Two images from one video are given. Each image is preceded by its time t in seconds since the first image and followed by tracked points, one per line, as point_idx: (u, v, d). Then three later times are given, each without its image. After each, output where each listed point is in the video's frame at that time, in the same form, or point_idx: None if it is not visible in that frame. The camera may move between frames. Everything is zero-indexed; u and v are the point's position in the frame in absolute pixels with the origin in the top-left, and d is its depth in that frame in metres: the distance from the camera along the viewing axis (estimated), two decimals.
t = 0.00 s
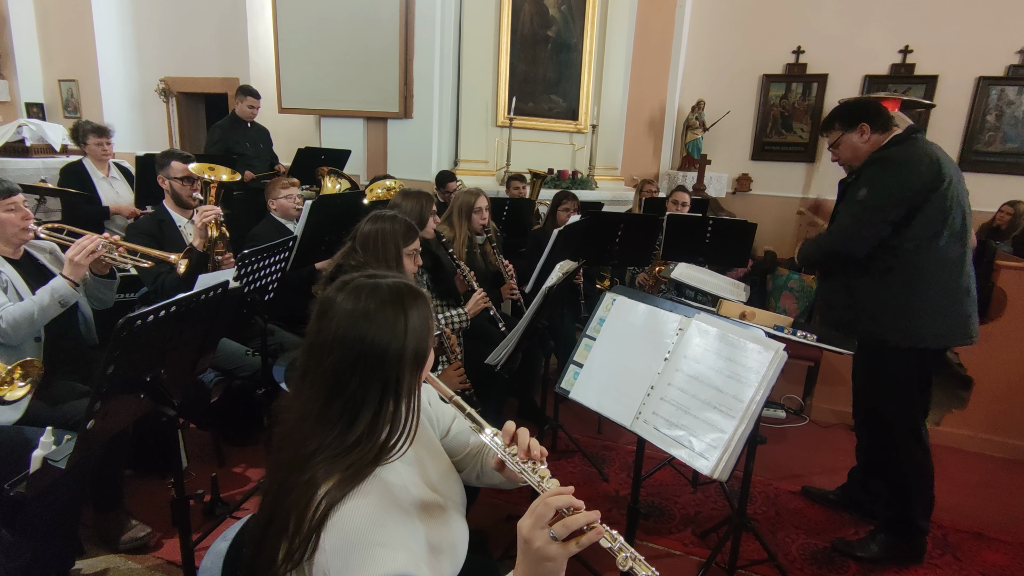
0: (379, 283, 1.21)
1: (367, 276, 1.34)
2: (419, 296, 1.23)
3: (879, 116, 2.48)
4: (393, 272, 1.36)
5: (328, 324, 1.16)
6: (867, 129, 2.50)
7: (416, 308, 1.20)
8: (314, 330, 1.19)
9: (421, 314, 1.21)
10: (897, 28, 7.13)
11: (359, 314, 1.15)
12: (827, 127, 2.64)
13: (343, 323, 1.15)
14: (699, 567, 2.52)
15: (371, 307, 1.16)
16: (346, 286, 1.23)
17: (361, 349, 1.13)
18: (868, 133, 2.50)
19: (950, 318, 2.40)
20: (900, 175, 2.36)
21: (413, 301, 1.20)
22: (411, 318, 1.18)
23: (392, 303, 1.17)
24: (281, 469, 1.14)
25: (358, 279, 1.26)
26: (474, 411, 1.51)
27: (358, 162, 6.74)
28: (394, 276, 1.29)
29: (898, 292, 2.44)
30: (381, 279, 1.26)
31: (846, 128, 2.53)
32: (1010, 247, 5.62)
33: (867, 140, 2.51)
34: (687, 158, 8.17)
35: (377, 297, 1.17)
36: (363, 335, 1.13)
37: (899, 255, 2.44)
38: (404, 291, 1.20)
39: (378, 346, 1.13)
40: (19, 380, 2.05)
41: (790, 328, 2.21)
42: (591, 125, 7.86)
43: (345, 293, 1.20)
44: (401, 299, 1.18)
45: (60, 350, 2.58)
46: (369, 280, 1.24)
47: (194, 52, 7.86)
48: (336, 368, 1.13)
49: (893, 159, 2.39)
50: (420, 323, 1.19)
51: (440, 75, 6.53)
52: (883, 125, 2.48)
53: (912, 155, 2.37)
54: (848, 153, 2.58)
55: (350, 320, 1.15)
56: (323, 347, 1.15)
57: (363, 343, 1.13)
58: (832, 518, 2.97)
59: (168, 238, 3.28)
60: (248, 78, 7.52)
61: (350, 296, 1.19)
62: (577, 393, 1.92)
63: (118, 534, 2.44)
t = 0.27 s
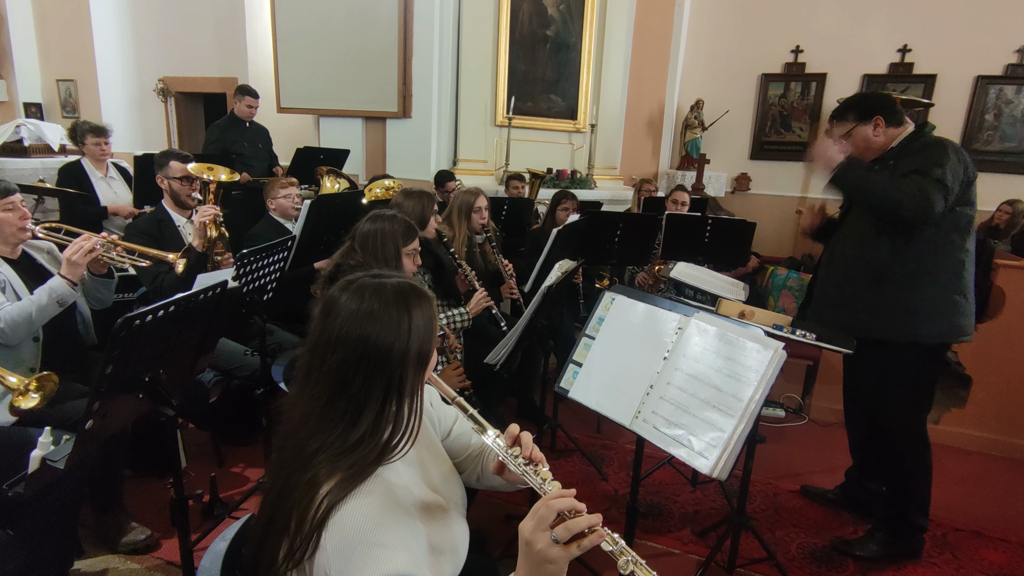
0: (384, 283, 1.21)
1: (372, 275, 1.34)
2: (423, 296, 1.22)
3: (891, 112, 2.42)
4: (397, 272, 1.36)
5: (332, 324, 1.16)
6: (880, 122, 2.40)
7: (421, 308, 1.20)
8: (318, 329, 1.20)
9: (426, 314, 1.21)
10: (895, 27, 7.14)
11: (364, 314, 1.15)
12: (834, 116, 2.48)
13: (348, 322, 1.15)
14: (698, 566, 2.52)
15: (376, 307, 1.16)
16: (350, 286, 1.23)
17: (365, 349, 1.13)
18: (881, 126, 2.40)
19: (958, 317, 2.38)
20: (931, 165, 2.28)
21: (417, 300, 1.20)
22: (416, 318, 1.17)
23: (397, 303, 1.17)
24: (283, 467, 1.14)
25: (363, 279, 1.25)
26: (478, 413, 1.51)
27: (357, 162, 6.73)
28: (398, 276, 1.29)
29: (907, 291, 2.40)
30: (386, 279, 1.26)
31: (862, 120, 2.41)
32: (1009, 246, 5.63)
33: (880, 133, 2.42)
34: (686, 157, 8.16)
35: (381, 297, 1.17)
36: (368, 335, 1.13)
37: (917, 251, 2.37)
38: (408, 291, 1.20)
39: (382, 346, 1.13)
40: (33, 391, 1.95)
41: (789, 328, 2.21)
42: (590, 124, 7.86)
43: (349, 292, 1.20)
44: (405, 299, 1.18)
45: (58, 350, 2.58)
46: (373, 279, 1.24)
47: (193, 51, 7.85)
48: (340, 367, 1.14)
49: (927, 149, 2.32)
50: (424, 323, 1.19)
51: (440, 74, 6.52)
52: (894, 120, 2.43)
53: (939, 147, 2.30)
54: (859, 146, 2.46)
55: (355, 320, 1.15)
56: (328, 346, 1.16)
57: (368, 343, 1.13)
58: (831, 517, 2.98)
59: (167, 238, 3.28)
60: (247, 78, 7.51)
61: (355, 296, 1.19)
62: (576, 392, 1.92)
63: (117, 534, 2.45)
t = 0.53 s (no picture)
0: (384, 283, 1.21)
1: (372, 275, 1.33)
2: (423, 297, 1.22)
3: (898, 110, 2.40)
4: (398, 272, 1.36)
5: (332, 324, 1.17)
6: (885, 122, 2.42)
7: (420, 307, 1.20)
8: (318, 330, 1.20)
9: (426, 314, 1.21)
10: (895, 26, 7.14)
11: (364, 314, 1.15)
12: (841, 116, 2.54)
13: (348, 323, 1.15)
14: (698, 565, 2.52)
15: (376, 307, 1.16)
16: (350, 286, 1.23)
17: (365, 349, 1.13)
18: (886, 126, 2.42)
19: (964, 320, 2.38)
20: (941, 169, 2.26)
21: (417, 300, 1.20)
22: (416, 318, 1.17)
23: (396, 303, 1.17)
24: (284, 468, 1.14)
25: (363, 279, 1.25)
26: (477, 412, 1.51)
27: (357, 162, 6.73)
28: (398, 276, 1.29)
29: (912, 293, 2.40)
30: (386, 279, 1.26)
31: (865, 118, 2.43)
32: (1009, 245, 5.62)
33: (883, 133, 2.43)
34: (686, 157, 8.16)
35: (382, 296, 1.17)
36: (367, 335, 1.14)
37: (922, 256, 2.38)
38: (408, 292, 1.20)
39: (382, 346, 1.13)
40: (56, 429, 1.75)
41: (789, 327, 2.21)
42: (590, 124, 7.86)
43: (349, 292, 1.20)
44: (405, 299, 1.18)
45: (59, 351, 2.58)
46: (373, 279, 1.24)
47: (192, 51, 7.85)
48: (340, 367, 1.14)
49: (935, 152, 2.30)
50: (424, 323, 1.19)
51: (439, 74, 6.52)
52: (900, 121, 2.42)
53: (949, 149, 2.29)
54: (861, 145, 2.50)
55: (354, 320, 1.15)
56: (328, 346, 1.16)
57: (367, 344, 1.13)
58: (831, 517, 2.98)
59: (167, 238, 3.28)
60: (246, 78, 7.51)
61: (355, 295, 1.19)
62: (576, 392, 1.92)
63: (117, 535, 2.45)
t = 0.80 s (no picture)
0: (383, 283, 1.21)
1: (371, 275, 1.33)
2: (422, 296, 1.22)
3: (922, 107, 2.40)
4: (397, 272, 1.35)
5: (331, 324, 1.16)
6: (907, 117, 2.42)
7: (419, 307, 1.20)
8: (317, 330, 1.20)
9: (425, 313, 1.20)
10: (896, 25, 7.12)
11: (362, 314, 1.15)
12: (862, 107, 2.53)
13: (346, 322, 1.14)
14: (699, 565, 2.52)
15: (375, 306, 1.15)
16: (349, 286, 1.23)
17: (364, 349, 1.13)
18: (906, 122, 2.42)
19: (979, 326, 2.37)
20: (941, 176, 2.27)
21: (416, 299, 1.20)
22: (415, 317, 1.17)
23: (395, 302, 1.17)
24: (285, 468, 1.14)
25: (362, 279, 1.25)
26: (477, 410, 1.51)
27: (357, 162, 6.73)
28: (397, 276, 1.28)
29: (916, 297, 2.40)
30: (384, 278, 1.25)
31: (887, 112, 2.43)
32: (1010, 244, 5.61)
33: (904, 130, 2.44)
34: (687, 156, 8.15)
35: (380, 296, 1.17)
36: (366, 334, 1.13)
37: (936, 263, 2.37)
38: (407, 291, 1.20)
39: (381, 345, 1.13)
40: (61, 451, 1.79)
41: (789, 326, 2.21)
42: (590, 123, 7.85)
43: (348, 292, 1.19)
44: (404, 298, 1.18)
45: (59, 351, 2.58)
46: (373, 279, 1.24)
47: (192, 51, 7.85)
48: (339, 367, 1.14)
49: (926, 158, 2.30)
50: (423, 322, 1.18)
51: (439, 73, 6.51)
52: (922, 118, 2.42)
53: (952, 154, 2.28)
54: (879, 139, 2.50)
55: (353, 319, 1.14)
56: (327, 346, 1.16)
57: (366, 343, 1.13)
58: (832, 516, 2.97)
59: (168, 238, 3.27)
60: (246, 78, 7.51)
61: (353, 295, 1.18)
62: (576, 392, 1.91)
63: (117, 535, 2.44)
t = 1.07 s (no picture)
0: (385, 282, 1.20)
1: (372, 274, 1.33)
2: (424, 295, 1.22)
3: (965, 101, 2.32)
4: (399, 271, 1.35)
5: (333, 323, 1.16)
6: (948, 112, 2.35)
7: (421, 306, 1.19)
8: (319, 328, 1.19)
9: (427, 312, 1.20)
10: (897, 24, 7.12)
11: (364, 312, 1.14)
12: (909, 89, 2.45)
13: (348, 321, 1.14)
14: (701, 565, 2.51)
15: (377, 305, 1.15)
16: (350, 285, 1.22)
17: (366, 347, 1.12)
18: (945, 117, 2.36)
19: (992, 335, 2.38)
20: (977, 181, 2.20)
21: (418, 298, 1.19)
22: (416, 316, 1.17)
23: (397, 301, 1.16)
24: (286, 466, 1.13)
25: (363, 278, 1.24)
26: (478, 407, 1.51)
27: (358, 161, 6.73)
28: (398, 275, 1.28)
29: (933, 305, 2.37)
30: (386, 277, 1.25)
31: (930, 100, 2.36)
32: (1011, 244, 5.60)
33: (941, 122, 2.37)
34: (687, 156, 8.14)
35: (382, 294, 1.17)
36: (368, 333, 1.13)
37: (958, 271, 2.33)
38: (409, 290, 1.19)
39: (383, 344, 1.13)
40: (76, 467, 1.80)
41: (791, 326, 2.20)
42: (591, 123, 7.85)
43: (349, 291, 1.19)
44: (406, 297, 1.17)
45: (59, 351, 2.58)
46: (374, 278, 1.23)
47: (192, 51, 7.85)
48: (341, 365, 1.13)
49: (961, 160, 2.23)
50: (425, 321, 1.18)
51: (440, 73, 6.50)
52: (962, 115, 2.35)
53: (987, 156, 2.21)
54: (913, 128, 2.45)
55: (355, 318, 1.14)
56: (329, 345, 1.15)
57: (368, 342, 1.12)
58: (833, 517, 2.97)
59: (168, 238, 3.27)
60: (247, 77, 7.51)
61: (355, 294, 1.18)
62: (578, 392, 1.91)
63: (117, 535, 2.44)
